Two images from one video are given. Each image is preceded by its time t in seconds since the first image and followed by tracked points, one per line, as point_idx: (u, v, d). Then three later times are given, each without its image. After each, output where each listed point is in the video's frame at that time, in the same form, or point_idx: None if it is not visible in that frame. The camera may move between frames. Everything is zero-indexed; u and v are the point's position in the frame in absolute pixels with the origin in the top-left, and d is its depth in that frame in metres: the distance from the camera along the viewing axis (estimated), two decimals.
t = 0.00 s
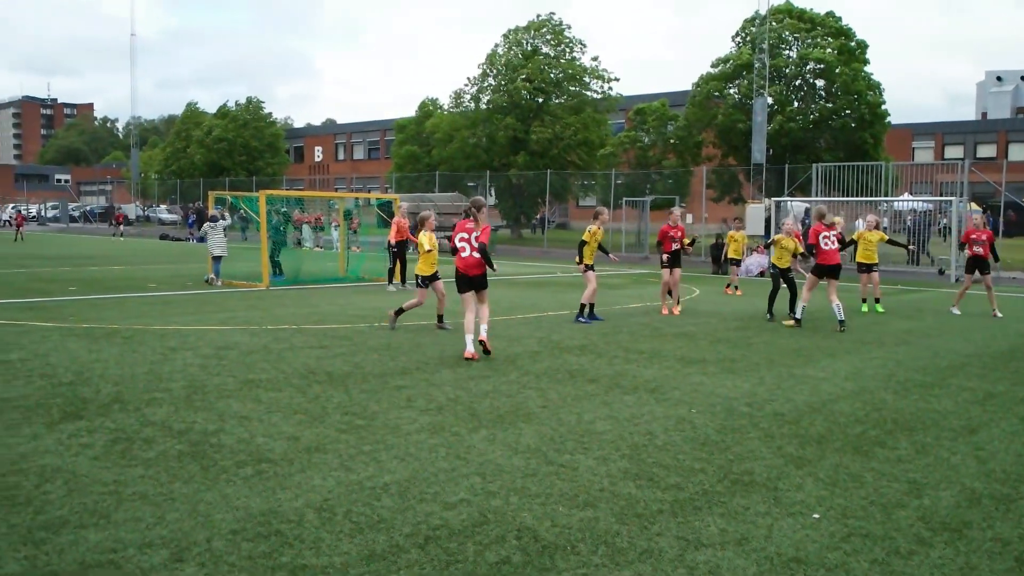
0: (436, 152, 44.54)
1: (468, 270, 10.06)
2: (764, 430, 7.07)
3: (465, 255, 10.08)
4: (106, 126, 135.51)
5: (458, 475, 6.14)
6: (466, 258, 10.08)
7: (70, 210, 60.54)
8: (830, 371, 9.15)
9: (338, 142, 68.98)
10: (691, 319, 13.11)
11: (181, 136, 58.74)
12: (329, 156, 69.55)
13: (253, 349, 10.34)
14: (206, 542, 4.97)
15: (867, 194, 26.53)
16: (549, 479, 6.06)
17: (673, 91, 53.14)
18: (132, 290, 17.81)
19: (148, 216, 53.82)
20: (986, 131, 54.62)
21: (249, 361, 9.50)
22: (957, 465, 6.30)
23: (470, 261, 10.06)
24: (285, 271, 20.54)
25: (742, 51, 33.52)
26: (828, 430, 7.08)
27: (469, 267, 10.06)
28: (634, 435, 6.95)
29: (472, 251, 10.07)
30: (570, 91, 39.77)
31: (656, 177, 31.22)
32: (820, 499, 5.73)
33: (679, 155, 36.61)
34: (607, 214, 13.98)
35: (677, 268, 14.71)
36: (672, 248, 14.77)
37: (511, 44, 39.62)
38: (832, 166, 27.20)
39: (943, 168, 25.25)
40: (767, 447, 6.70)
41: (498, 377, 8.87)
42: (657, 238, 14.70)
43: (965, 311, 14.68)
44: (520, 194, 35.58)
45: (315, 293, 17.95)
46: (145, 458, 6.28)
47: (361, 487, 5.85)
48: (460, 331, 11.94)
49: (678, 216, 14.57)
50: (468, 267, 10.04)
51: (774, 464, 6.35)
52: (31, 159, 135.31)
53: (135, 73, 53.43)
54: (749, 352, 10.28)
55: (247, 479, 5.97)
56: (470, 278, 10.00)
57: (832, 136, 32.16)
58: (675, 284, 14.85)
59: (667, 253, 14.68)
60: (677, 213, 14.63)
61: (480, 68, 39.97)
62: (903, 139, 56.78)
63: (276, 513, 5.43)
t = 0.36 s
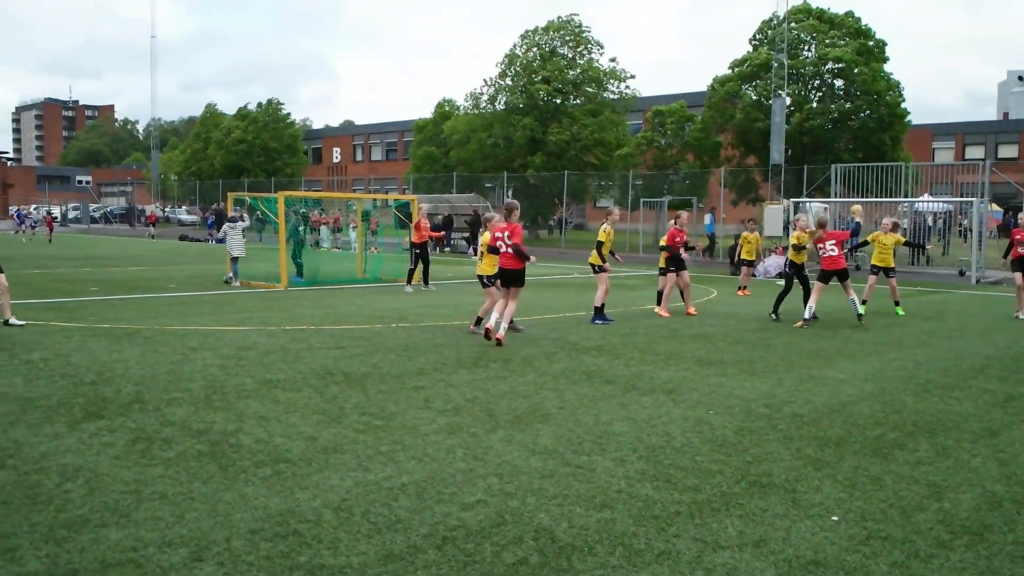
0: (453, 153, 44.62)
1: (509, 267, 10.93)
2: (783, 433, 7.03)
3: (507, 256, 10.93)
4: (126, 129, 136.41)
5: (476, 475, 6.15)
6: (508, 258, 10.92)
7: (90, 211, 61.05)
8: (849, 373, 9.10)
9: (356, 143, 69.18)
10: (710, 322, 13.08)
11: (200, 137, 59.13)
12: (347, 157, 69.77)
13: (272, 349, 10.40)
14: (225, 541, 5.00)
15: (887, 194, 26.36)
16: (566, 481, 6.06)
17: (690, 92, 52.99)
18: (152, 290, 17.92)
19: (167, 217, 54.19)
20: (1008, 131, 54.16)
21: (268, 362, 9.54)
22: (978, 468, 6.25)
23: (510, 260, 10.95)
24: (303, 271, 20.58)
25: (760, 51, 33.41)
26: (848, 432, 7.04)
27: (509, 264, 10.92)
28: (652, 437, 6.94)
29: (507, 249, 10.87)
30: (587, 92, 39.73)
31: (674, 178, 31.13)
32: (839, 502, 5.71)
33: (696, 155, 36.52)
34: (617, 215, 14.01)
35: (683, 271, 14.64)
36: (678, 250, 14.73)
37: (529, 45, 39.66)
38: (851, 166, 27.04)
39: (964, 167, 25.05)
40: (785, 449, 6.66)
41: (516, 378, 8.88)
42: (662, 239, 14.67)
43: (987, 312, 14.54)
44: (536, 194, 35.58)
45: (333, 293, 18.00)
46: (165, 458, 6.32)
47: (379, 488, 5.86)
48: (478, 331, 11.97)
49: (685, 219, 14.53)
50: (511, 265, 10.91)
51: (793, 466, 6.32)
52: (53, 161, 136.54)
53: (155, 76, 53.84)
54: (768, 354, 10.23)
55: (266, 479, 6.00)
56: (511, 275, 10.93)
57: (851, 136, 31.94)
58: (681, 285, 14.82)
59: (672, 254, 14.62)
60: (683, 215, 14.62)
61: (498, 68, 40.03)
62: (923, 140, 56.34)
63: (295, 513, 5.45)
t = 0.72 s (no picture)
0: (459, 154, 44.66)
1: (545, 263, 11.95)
2: (789, 434, 7.02)
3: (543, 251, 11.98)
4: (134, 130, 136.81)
5: (483, 476, 6.15)
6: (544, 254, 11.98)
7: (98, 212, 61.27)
8: (856, 374, 9.08)
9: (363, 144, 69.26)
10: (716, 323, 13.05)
11: (207, 138, 59.30)
12: (354, 158, 69.86)
13: (279, 349, 10.42)
14: (232, 541, 5.01)
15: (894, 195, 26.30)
16: (573, 481, 6.06)
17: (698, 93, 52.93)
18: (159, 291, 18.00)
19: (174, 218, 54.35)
20: (1017, 132, 54.01)
21: (275, 362, 9.57)
22: (986, 470, 6.23)
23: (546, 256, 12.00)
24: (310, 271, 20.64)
25: (767, 51, 33.37)
26: (855, 433, 7.03)
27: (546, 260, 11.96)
28: (658, 438, 6.93)
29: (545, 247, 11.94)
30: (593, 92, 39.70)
31: (680, 179, 31.09)
32: (846, 503, 5.69)
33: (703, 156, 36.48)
34: (620, 216, 14.02)
35: (687, 272, 14.63)
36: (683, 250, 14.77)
37: (536, 45, 39.64)
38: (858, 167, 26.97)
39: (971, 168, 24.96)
40: (792, 450, 6.65)
41: (522, 378, 8.89)
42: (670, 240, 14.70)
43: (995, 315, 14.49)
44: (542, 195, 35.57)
45: (340, 294, 18.04)
46: (173, 458, 6.34)
47: (385, 488, 5.86)
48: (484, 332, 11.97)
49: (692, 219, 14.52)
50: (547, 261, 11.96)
51: (800, 467, 6.31)
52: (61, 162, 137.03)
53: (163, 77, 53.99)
54: (775, 354, 10.22)
55: (273, 479, 6.01)
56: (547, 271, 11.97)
57: (857, 137, 31.84)
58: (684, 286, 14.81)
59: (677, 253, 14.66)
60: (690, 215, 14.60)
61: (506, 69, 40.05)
62: (931, 141, 56.17)
63: (301, 513, 5.46)
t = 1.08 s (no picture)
0: (459, 154, 44.66)
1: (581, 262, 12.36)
2: (788, 434, 7.02)
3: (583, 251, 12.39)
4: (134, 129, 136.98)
5: (482, 476, 6.15)
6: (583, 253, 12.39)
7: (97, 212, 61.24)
8: (855, 374, 9.09)
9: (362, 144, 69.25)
10: (711, 322, 13.11)
11: (206, 138, 59.30)
12: (354, 158, 69.84)
13: (279, 350, 10.45)
14: (231, 542, 5.01)
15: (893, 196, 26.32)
16: (572, 481, 6.07)
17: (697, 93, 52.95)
18: (158, 291, 18.03)
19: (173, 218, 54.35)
20: (1016, 132, 54.11)
21: (274, 362, 9.59)
22: (986, 470, 6.23)
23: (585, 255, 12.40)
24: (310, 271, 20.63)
25: (767, 51, 33.38)
26: (853, 433, 7.04)
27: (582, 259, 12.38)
28: (658, 438, 6.94)
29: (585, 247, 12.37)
30: (593, 93, 39.71)
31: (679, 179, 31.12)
32: (846, 503, 5.69)
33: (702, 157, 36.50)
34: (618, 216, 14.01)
35: (694, 273, 14.56)
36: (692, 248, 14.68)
37: (536, 45, 39.66)
38: (857, 167, 26.98)
39: (970, 169, 24.97)
40: (792, 450, 6.66)
41: (520, 378, 8.91)
42: (679, 241, 14.72)
43: (993, 315, 14.51)
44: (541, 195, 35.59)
45: (339, 295, 18.04)
46: (171, 458, 6.34)
47: (385, 489, 5.86)
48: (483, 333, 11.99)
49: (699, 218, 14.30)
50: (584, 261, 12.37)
51: (800, 467, 6.31)
52: (60, 163, 136.95)
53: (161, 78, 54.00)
54: (774, 354, 10.23)
55: (272, 480, 6.01)
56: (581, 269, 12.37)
57: (856, 137, 31.85)
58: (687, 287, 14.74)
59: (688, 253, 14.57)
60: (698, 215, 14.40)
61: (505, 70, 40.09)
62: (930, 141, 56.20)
63: (300, 513, 5.46)
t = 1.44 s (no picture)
0: (458, 154, 44.67)
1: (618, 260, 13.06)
2: (787, 434, 7.03)
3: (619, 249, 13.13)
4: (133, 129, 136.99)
5: (480, 477, 6.15)
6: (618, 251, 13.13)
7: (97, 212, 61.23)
8: (854, 374, 9.10)
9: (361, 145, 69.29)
10: (711, 322, 13.12)
11: (205, 138, 59.32)
12: (353, 158, 69.86)
13: (278, 350, 10.46)
14: (230, 542, 5.01)
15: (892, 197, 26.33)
16: (571, 482, 6.07)
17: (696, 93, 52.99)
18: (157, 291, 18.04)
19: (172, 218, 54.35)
20: (1015, 133, 54.22)
21: (272, 362, 9.60)
22: (984, 470, 6.24)
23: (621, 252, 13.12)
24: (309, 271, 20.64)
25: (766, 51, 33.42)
26: (851, 434, 7.05)
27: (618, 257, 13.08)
28: (657, 438, 6.94)
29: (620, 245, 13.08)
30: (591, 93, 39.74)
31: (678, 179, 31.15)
32: (844, 504, 5.70)
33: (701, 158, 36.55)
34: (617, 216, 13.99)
35: (705, 273, 14.61)
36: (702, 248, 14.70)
37: (535, 45, 39.68)
38: (856, 168, 26.98)
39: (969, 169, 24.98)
40: (790, 450, 6.67)
41: (518, 379, 8.92)
42: (689, 242, 14.73)
43: (991, 315, 14.52)
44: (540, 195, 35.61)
45: (338, 295, 18.05)
46: (170, 458, 6.34)
47: (383, 489, 5.86)
48: (482, 333, 11.99)
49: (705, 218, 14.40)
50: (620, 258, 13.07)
51: (799, 468, 6.31)
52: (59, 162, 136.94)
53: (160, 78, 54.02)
54: (773, 355, 10.24)
55: (271, 480, 6.01)
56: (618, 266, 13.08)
57: (854, 138, 31.88)
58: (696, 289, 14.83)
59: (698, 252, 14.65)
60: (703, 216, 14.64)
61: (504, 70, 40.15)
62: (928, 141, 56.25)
63: (299, 514, 5.46)
